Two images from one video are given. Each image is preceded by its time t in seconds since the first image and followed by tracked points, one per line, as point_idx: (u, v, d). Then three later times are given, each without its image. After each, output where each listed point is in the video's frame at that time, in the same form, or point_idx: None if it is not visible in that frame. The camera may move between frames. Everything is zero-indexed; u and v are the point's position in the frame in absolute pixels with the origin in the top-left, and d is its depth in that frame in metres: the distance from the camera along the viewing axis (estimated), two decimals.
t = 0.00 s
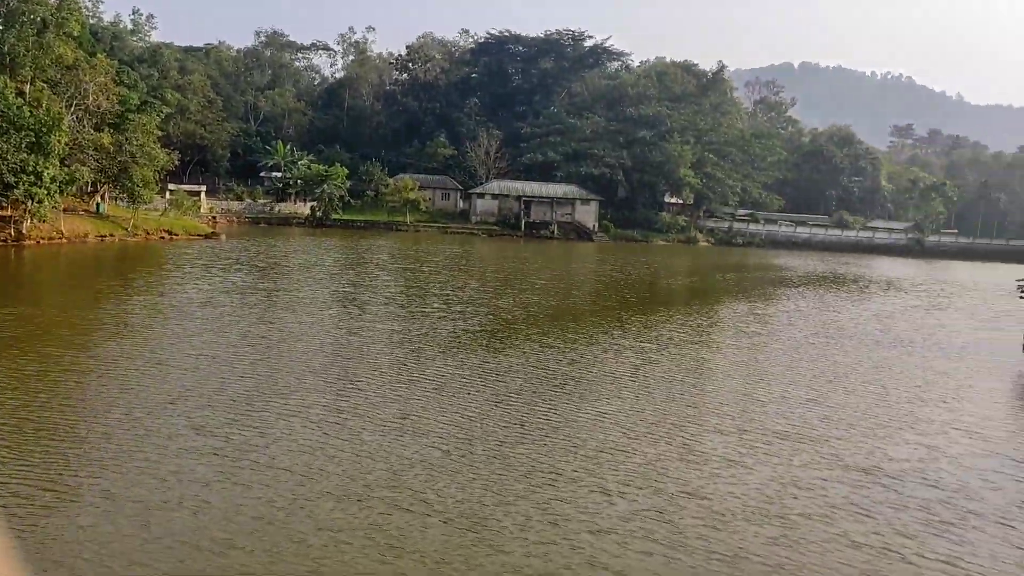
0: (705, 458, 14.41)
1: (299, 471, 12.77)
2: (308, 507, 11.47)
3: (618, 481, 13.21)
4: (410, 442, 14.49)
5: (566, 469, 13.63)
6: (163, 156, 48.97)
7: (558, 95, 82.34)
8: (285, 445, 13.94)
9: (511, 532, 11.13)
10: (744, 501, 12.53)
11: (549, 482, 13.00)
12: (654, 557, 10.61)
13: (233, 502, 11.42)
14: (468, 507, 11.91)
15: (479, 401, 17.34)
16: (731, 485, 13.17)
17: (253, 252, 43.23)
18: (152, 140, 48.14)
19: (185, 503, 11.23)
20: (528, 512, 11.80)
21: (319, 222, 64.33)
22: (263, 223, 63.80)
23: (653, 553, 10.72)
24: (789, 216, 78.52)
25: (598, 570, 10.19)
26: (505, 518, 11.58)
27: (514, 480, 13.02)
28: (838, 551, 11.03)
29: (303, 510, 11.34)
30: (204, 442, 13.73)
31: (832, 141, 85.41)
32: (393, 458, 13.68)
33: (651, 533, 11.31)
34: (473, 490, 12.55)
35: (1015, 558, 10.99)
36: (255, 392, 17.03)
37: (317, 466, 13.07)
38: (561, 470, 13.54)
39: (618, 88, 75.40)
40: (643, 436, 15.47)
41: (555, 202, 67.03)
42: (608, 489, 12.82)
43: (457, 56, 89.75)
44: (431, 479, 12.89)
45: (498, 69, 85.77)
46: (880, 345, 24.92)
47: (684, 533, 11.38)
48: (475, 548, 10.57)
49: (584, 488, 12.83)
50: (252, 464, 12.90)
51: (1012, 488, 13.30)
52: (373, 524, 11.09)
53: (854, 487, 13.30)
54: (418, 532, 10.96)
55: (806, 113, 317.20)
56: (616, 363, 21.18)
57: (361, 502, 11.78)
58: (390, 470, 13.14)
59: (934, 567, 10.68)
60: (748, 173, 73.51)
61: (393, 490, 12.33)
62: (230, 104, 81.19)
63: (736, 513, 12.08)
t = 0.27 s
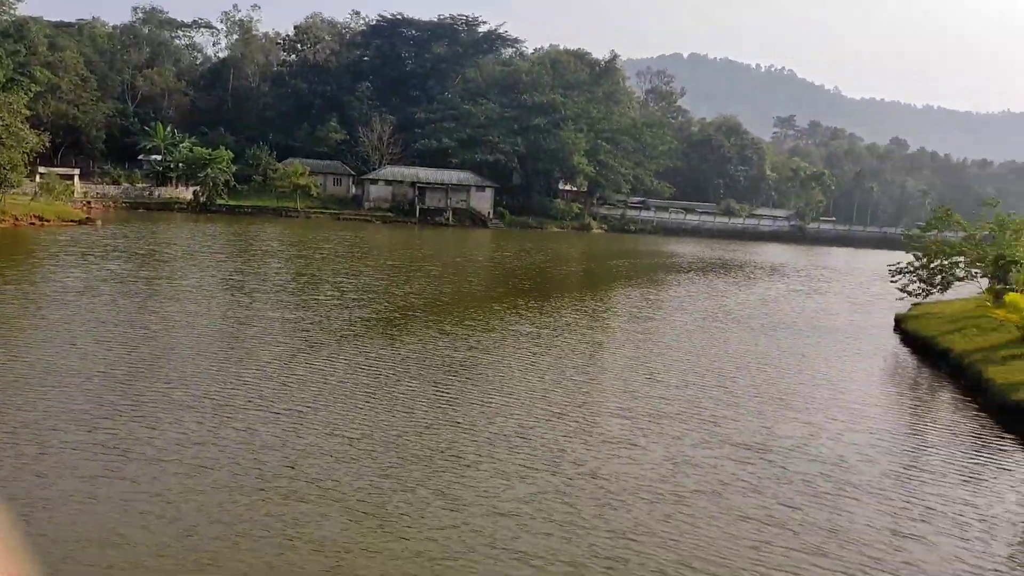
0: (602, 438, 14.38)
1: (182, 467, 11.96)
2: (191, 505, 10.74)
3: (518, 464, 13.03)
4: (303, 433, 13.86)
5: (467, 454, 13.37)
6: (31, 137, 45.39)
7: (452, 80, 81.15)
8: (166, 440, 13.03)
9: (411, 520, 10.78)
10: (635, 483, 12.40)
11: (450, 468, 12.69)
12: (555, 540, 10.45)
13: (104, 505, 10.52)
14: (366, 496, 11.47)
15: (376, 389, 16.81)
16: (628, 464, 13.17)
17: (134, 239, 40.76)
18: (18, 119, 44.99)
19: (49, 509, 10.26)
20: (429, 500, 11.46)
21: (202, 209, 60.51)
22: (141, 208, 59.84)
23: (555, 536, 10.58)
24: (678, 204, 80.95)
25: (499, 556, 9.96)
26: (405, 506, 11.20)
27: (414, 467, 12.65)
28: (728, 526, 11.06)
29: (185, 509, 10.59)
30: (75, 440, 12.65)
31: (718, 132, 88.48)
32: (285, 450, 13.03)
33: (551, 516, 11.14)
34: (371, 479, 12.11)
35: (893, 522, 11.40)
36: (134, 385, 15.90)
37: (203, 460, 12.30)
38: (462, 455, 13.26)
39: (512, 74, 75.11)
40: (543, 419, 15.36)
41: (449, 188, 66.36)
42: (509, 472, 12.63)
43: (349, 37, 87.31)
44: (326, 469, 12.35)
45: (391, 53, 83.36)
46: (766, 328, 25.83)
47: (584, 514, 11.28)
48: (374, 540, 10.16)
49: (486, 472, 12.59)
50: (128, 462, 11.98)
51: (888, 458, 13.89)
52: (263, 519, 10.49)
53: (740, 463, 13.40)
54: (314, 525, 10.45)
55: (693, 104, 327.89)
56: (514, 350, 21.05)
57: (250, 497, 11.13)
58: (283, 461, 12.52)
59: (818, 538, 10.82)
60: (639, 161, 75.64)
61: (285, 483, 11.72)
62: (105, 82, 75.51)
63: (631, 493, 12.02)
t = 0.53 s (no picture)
0: (538, 430, 14.24)
1: (101, 463, 11.34)
2: (110, 502, 10.19)
3: (453, 455, 12.81)
4: (232, 427, 13.33)
5: (402, 446, 13.08)
6: None
7: (383, 71, 79.74)
8: (84, 435, 12.34)
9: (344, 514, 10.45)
10: (567, 475, 12.27)
11: (385, 461, 12.38)
12: (488, 532, 10.25)
13: (11, 504, 9.88)
14: (297, 489, 11.09)
15: (309, 382, 16.35)
16: (563, 455, 13.06)
17: (51, 231, 38.72)
18: None
19: None
20: (362, 493, 11.15)
21: (123, 199, 58.43)
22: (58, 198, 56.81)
23: (490, 527, 10.39)
24: (610, 197, 81.79)
25: (434, 548, 9.73)
26: (338, 500, 10.86)
27: (348, 460, 12.30)
28: (660, 514, 11.04)
29: (101, 507, 10.03)
30: None
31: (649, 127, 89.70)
32: (212, 444, 12.51)
33: (485, 507, 10.95)
34: (304, 472, 11.71)
35: (819, 506, 11.58)
36: (49, 379, 15.05)
37: (129, 455, 11.72)
38: (397, 448, 12.96)
39: (445, 66, 74.37)
40: (480, 410, 15.18)
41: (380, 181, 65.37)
42: (445, 464, 12.40)
43: (277, 27, 85.13)
44: (256, 463, 11.90)
45: (320, 43, 82.16)
46: (697, 321, 26.20)
47: (519, 504, 11.12)
48: (305, 534, 9.81)
49: (422, 464, 12.33)
50: (48, 459, 11.32)
51: (814, 445, 14.17)
52: (188, 515, 10.02)
53: (670, 452, 13.46)
54: (242, 520, 10.03)
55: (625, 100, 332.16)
56: (449, 342, 20.80)
57: (174, 493, 10.62)
58: (214, 455, 12.04)
59: (746, 524, 10.88)
60: (571, 155, 76.24)
61: (212, 478, 11.23)
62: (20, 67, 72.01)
63: (564, 484, 11.90)
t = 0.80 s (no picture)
0: (475, 426, 13.98)
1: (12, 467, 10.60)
2: (32, 504, 9.62)
3: (389, 452, 12.46)
4: (159, 426, 12.70)
5: (339, 442, 12.69)
6: None
7: (313, 66, 78.03)
8: None
9: (276, 513, 10.01)
10: (503, 469, 12.05)
11: (320, 458, 11.96)
12: (424, 528, 9.95)
13: None
14: (229, 487, 10.63)
15: (241, 380, 15.75)
16: (500, 450, 12.85)
17: None
18: None
19: None
20: (297, 491, 10.72)
21: (44, 194, 55.50)
22: None
23: (426, 522, 10.11)
24: (544, 195, 82.10)
25: (369, 546, 9.39)
26: (270, 498, 10.41)
27: (282, 457, 11.84)
28: (596, 507, 10.93)
29: (11, 513, 9.36)
30: None
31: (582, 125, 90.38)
32: (137, 443, 11.88)
33: (421, 503, 10.65)
34: (235, 471, 11.21)
35: (752, 496, 11.66)
36: None
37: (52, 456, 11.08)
38: (333, 445, 12.55)
39: (377, 61, 73.29)
40: (419, 406, 14.85)
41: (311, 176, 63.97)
42: (382, 460, 12.05)
43: (203, 18, 82.49)
44: (185, 462, 11.33)
45: (250, 36, 79.97)
46: (631, 317, 26.37)
47: (457, 500, 10.86)
48: (235, 533, 9.35)
49: (358, 461, 11.96)
50: None
51: (745, 437, 14.32)
52: (108, 518, 9.44)
53: (606, 446, 13.40)
54: (167, 522, 9.50)
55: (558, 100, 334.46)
56: (384, 339, 20.37)
57: (93, 495, 10.01)
58: (143, 455, 11.46)
59: (681, 515, 10.86)
60: (506, 151, 76.24)
61: (138, 478, 10.68)
62: None
63: (501, 479, 11.68)
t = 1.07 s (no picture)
0: (425, 424, 13.81)
1: None
2: None
3: (339, 452, 12.21)
4: (100, 428, 12.23)
5: (288, 442, 12.41)
6: None
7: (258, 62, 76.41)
8: None
9: (223, 514, 9.71)
10: (454, 467, 11.90)
11: (269, 459, 11.66)
12: (373, 527, 9.74)
13: None
14: (176, 489, 10.30)
15: (187, 380, 15.28)
16: (451, 448, 12.71)
17: None
18: None
19: None
20: (245, 492, 10.41)
21: None
22: None
23: (377, 521, 9.91)
24: (494, 193, 82.07)
25: (319, 546, 9.17)
26: (216, 500, 10.10)
27: (231, 458, 11.52)
28: (547, 504, 10.86)
29: None
30: None
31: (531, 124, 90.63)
32: (79, 446, 11.42)
33: (371, 502, 10.45)
34: (180, 472, 10.85)
35: (700, 491, 11.74)
36: None
37: None
38: (282, 445, 12.26)
39: (323, 58, 72.27)
40: (372, 405, 14.63)
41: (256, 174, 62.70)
42: (332, 459, 11.81)
43: (143, 12, 80.19)
44: (128, 464, 10.94)
45: (191, 31, 77.87)
46: (581, 315, 26.43)
47: (407, 499, 10.68)
48: (180, 537, 9.03)
49: (308, 460, 11.70)
50: None
51: (692, 433, 14.46)
52: (43, 525, 9.03)
53: (557, 443, 13.36)
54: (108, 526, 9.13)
55: (507, 98, 334.67)
56: (334, 339, 20.03)
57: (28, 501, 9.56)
58: (86, 457, 11.03)
59: (630, 510, 10.88)
60: (454, 150, 75.99)
61: (79, 481, 10.27)
62: None
63: (451, 477, 11.54)
